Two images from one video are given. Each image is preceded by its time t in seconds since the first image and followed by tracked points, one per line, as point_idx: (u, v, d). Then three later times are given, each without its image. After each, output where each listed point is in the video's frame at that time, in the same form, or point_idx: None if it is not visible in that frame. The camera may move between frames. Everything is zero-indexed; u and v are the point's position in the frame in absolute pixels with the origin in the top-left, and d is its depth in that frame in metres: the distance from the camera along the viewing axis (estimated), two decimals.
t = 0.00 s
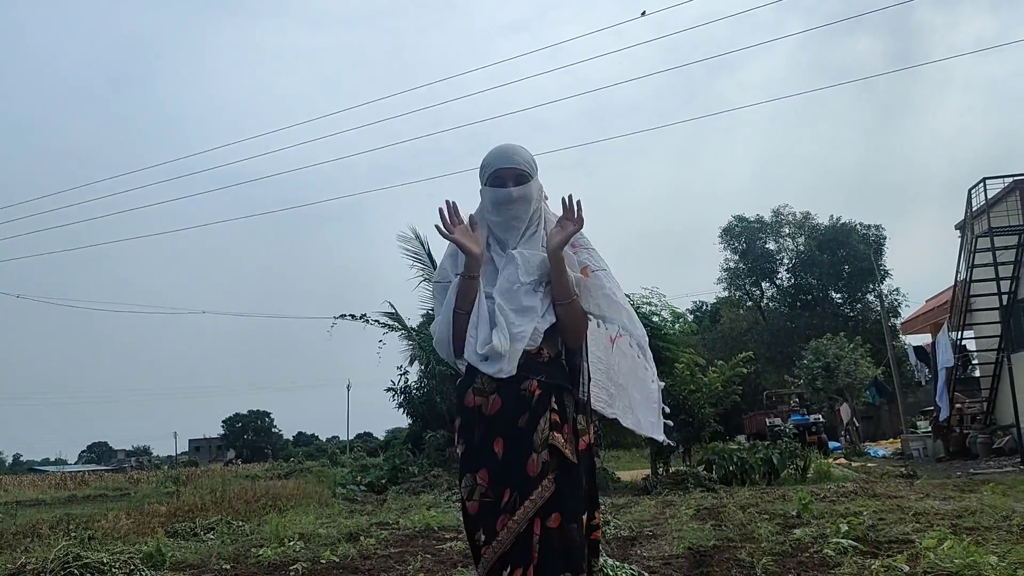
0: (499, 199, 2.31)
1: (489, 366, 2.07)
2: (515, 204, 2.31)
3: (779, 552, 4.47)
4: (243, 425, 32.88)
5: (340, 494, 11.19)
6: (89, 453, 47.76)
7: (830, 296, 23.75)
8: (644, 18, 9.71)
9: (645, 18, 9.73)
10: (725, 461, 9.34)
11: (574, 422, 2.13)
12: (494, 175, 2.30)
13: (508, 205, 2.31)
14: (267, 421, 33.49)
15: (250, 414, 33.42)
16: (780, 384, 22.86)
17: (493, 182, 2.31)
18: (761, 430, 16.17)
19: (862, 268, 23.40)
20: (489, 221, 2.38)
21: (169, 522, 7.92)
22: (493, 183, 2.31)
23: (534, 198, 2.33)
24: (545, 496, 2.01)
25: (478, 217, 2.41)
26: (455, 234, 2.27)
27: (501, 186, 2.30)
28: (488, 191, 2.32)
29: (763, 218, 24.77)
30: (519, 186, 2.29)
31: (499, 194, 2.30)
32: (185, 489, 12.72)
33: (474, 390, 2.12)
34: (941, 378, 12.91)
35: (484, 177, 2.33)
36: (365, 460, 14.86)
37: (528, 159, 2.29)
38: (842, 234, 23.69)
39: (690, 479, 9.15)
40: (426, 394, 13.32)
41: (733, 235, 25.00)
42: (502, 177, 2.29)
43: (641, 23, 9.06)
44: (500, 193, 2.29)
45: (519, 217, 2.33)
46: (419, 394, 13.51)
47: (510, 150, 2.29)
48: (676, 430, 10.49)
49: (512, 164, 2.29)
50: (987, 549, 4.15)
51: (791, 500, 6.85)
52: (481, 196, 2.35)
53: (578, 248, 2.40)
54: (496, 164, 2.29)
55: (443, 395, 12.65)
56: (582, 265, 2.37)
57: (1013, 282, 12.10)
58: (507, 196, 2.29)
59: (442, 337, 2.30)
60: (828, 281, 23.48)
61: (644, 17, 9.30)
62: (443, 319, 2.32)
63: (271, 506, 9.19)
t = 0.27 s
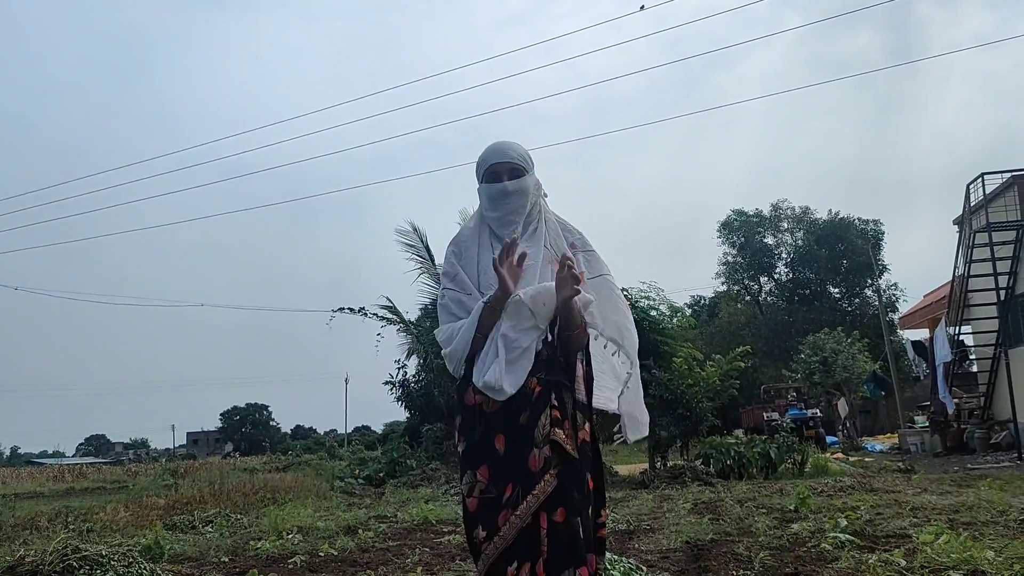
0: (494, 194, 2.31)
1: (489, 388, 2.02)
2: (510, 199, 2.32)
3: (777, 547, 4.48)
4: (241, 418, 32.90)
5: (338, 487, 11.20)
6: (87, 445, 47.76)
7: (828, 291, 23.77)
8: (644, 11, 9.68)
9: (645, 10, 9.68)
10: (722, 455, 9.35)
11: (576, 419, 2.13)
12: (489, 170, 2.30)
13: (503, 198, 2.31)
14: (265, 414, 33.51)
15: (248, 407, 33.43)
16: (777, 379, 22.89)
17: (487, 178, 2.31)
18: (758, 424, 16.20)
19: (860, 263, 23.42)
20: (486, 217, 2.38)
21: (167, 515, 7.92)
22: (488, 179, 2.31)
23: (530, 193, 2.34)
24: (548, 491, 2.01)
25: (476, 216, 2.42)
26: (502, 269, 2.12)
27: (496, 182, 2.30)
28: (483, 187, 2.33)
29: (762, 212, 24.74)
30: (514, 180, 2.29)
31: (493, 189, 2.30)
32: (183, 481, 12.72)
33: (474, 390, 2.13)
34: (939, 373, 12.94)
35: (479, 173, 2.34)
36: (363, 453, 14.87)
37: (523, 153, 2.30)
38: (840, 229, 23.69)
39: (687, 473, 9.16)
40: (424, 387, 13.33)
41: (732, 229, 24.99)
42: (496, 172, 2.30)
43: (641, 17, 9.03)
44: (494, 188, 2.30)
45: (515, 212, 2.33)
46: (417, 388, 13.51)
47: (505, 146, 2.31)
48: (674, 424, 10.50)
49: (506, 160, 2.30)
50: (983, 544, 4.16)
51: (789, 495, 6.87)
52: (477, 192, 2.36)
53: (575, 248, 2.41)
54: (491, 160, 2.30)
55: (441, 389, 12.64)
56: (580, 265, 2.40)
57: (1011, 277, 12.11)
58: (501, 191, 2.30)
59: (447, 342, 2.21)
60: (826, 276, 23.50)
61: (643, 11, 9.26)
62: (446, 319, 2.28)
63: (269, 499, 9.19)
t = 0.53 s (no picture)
0: (490, 192, 2.31)
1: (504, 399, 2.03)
2: (507, 196, 2.31)
3: (774, 541, 4.49)
4: (239, 412, 32.91)
5: (336, 481, 11.20)
6: (85, 439, 47.80)
7: (827, 288, 23.79)
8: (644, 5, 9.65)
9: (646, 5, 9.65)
10: (720, 450, 9.36)
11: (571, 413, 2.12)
12: (487, 167, 2.29)
13: (499, 196, 2.30)
14: (264, 408, 33.53)
15: (247, 402, 33.44)
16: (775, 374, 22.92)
17: (485, 175, 2.31)
18: (756, 420, 16.22)
19: (859, 260, 23.43)
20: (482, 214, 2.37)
21: (165, 508, 7.92)
22: (486, 176, 2.31)
23: (528, 191, 2.32)
24: (543, 485, 2.01)
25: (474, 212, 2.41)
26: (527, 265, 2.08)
27: (492, 179, 2.30)
28: (482, 184, 2.32)
29: (761, 208, 24.74)
30: (510, 178, 2.28)
31: (490, 186, 2.30)
32: (181, 475, 12.73)
33: (469, 384, 2.13)
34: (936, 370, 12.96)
35: (478, 171, 2.34)
36: (361, 448, 14.88)
37: (521, 149, 2.29)
38: (839, 226, 23.69)
39: (685, 468, 9.17)
40: (422, 382, 13.33)
41: (731, 225, 24.99)
42: (493, 170, 2.29)
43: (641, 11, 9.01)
44: (490, 185, 2.29)
45: (512, 208, 2.32)
46: (415, 383, 13.51)
47: (505, 143, 2.30)
48: (672, 420, 10.51)
49: (503, 157, 2.29)
50: (980, 539, 4.16)
51: (786, 490, 6.88)
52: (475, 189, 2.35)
53: (572, 246, 2.40)
54: (488, 157, 2.30)
55: (440, 384, 12.64)
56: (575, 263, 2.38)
57: (1009, 274, 12.11)
58: (497, 189, 2.29)
59: (437, 327, 2.23)
60: (824, 272, 23.52)
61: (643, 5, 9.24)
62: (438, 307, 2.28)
63: (267, 493, 9.19)
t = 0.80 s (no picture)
0: (493, 190, 2.30)
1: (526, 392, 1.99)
2: (508, 195, 2.30)
3: (772, 537, 4.50)
4: (239, 407, 32.96)
5: (336, 477, 11.23)
6: (85, 434, 47.84)
7: (827, 285, 23.80)
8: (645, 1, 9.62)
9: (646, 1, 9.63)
10: (719, 446, 9.38)
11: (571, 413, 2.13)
12: (487, 167, 2.29)
13: (503, 194, 2.29)
14: (264, 403, 33.56)
15: (247, 397, 33.47)
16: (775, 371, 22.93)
17: (486, 174, 2.30)
18: (755, 416, 16.23)
19: (859, 257, 23.43)
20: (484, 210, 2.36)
21: (165, 503, 7.94)
22: (487, 174, 2.30)
23: (530, 188, 2.33)
24: (547, 479, 2.02)
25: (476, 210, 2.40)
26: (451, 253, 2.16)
27: (494, 179, 2.29)
28: (482, 183, 2.31)
29: (762, 205, 24.74)
30: (512, 177, 2.28)
31: (493, 185, 2.29)
32: (181, 469, 12.75)
33: (475, 378, 2.13)
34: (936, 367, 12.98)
35: (478, 170, 2.33)
36: (361, 443, 14.90)
37: (522, 149, 2.29)
38: (839, 222, 23.69)
39: (684, 464, 9.19)
40: (422, 378, 13.34)
41: (731, 222, 24.98)
42: (495, 168, 2.28)
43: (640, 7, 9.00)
44: (493, 185, 2.29)
45: (516, 205, 2.32)
46: (415, 378, 13.53)
47: (504, 142, 2.29)
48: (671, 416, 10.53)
49: (503, 156, 2.28)
50: (978, 535, 4.18)
51: (785, 486, 6.89)
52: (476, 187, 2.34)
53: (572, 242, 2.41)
54: (488, 156, 2.29)
55: (439, 379, 12.66)
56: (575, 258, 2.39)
57: (1009, 272, 12.12)
58: (500, 188, 2.29)
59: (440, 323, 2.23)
60: (824, 269, 23.52)
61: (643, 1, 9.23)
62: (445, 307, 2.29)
63: (267, 488, 9.21)
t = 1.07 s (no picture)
0: (487, 188, 2.30)
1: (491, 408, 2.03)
2: (502, 192, 2.30)
3: (771, 532, 4.51)
4: (238, 401, 32.97)
5: (335, 471, 11.24)
6: (84, 427, 47.87)
7: (826, 280, 23.80)
8: None
9: None
10: (718, 442, 9.40)
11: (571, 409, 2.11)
12: (478, 166, 2.30)
13: (496, 190, 2.30)
14: (263, 398, 33.57)
15: (246, 391, 33.49)
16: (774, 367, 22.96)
17: (478, 174, 2.31)
18: (754, 412, 16.25)
19: (858, 253, 23.43)
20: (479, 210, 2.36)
21: (165, 496, 7.95)
22: (479, 174, 2.31)
23: (523, 184, 2.33)
24: (549, 471, 2.02)
25: (474, 213, 2.41)
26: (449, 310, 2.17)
27: (487, 175, 2.30)
28: (476, 182, 2.32)
29: (761, 200, 24.73)
30: (504, 171, 2.29)
31: (486, 183, 2.29)
32: (180, 463, 12.76)
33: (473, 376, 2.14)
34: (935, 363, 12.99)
35: (470, 171, 2.34)
36: (360, 438, 14.91)
37: (510, 146, 2.31)
38: (838, 218, 23.69)
39: (683, 460, 9.20)
40: (421, 372, 13.35)
41: (730, 218, 24.98)
42: (486, 166, 2.30)
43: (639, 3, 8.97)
44: (486, 183, 2.29)
45: (510, 200, 2.31)
46: (414, 373, 13.53)
47: (492, 142, 2.31)
48: (670, 411, 10.53)
49: (494, 152, 2.30)
50: (977, 531, 4.19)
51: (783, 481, 6.90)
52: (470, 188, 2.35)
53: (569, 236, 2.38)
54: (479, 155, 2.31)
55: (438, 374, 12.66)
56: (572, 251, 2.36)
57: (1008, 268, 12.11)
58: (494, 183, 2.29)
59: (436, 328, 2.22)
60: (823, 265, 23.53)
61: None
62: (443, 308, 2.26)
63: (267, 482, 9.22)
